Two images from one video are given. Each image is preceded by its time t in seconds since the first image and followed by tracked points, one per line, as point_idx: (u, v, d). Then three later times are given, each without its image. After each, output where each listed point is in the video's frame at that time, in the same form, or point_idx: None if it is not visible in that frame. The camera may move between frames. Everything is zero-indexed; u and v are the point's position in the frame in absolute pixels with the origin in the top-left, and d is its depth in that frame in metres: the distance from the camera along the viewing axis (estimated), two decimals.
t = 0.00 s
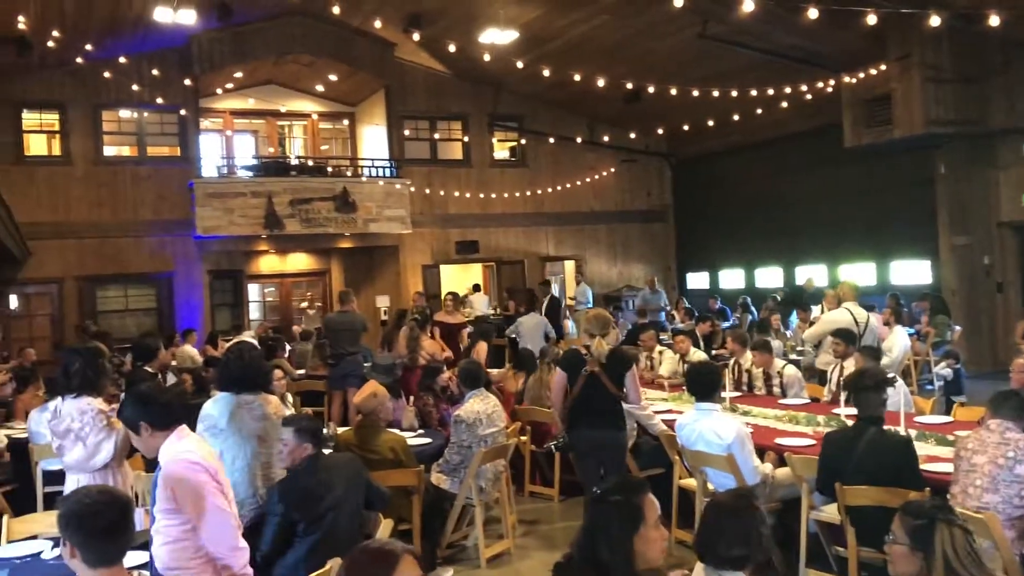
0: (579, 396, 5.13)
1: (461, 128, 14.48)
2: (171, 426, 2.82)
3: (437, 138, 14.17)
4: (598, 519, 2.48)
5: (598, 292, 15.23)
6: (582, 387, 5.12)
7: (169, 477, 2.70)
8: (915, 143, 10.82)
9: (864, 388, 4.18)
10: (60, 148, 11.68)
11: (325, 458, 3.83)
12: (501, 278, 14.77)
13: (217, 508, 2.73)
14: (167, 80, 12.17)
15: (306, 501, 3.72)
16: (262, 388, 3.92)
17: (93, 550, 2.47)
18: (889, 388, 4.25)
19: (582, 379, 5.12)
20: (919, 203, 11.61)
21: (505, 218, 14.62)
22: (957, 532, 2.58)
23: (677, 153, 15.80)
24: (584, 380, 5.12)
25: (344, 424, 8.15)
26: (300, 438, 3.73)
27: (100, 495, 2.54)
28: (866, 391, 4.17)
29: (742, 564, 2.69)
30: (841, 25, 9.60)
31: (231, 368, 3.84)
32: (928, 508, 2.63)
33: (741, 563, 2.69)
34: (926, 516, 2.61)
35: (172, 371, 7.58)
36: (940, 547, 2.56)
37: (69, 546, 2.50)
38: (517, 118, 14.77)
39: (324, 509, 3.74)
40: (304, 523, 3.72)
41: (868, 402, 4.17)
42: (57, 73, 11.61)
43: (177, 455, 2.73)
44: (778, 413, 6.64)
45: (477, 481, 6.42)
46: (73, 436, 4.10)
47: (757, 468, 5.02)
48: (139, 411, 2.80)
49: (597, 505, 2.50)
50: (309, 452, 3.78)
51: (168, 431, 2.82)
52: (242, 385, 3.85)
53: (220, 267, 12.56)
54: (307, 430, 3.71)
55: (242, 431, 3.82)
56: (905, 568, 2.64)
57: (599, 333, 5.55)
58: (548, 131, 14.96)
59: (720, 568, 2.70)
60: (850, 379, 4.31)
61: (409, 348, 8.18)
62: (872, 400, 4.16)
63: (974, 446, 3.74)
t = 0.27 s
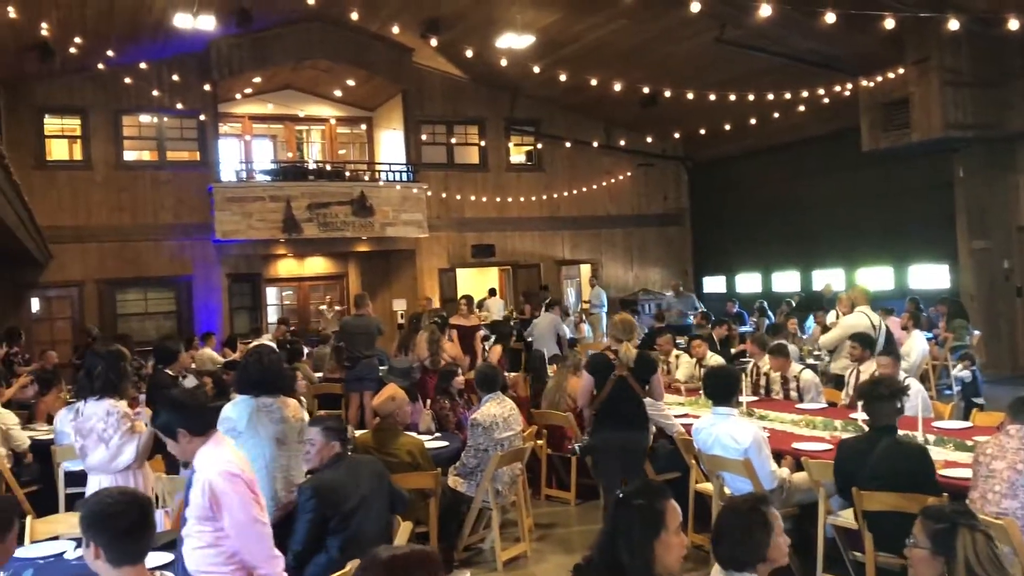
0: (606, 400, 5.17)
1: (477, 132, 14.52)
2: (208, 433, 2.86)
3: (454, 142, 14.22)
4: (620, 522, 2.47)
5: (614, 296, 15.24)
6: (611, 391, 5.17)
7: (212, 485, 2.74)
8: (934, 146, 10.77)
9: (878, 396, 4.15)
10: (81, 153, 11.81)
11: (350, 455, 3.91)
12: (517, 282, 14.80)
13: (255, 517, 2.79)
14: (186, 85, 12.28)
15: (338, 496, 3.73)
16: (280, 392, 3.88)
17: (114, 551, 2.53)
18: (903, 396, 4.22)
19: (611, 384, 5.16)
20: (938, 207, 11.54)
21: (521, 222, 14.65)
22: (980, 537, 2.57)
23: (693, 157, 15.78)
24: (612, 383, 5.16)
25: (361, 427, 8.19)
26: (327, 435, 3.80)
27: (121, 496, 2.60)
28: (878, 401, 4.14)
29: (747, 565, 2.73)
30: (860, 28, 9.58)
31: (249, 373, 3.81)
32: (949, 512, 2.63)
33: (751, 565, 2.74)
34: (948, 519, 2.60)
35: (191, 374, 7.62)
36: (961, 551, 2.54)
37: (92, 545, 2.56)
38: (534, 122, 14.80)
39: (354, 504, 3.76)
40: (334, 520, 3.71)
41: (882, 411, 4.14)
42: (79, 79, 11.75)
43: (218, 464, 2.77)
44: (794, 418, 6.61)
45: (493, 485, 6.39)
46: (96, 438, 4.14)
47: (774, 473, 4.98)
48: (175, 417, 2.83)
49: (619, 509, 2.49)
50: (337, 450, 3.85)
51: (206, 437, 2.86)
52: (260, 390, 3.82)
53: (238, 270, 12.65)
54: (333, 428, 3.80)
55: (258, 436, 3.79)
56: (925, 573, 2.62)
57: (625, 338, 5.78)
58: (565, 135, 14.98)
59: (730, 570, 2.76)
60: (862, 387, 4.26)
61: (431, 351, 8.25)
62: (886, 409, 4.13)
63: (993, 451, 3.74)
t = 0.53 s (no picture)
0: (627, 398, 5.38)
1: (488, 135, 14.55)
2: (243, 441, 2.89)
3: (464, 145, 14.25)
4: (631, 525, 2.47)
5: (624, 299, 15.23)
6: (632, 389, 5.38)
7: (250, 495, 2.78)
8: (946, 149, 10.71)
9: (889, 401, 4.11)
10: (95, 156, 11.90)
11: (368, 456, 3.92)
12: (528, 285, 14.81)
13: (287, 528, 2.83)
14: (199, 89, 12.34)
15: (360, 498, 3.72)
16: (291, 395, 4.07)
17: (129, 551, 2.56)
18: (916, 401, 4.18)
19: (632, 382, 5.36)
20: (950, 209, 11.48)
21: (532, 225, 14.65)
22: (997, 541, 2.52)
23: (704, 159, 15.75)
24: (633, 381, 5.37)
25: (373, 429, 8.22)
26: (346, 439, 3.81)
27: (136, 498, 2.62)
28: (888, 406, 4.12)
29: (759, 567, 2.73)
30: (871, 31, 9.56)
31: (261, 376, 4.00)
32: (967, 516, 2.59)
33: (765, 567, 2.74)
34: (964, 523, 2.56)
35: (204, 376, 7.65)
36: (977, 554, 2.50)
37: (106, 546, 2.58)
38: (545, 125, 14.80)
39: (376, 504, 3.75)
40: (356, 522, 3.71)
41: (891, 416, 4.13)
42: (92, 82, 11.83)
43: (256, 475, 2.80)
44: (806, 421, 6.59)
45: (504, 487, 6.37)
46: (106, 441, 4.17)
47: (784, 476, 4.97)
48: (209, 424, 2.87)
49: (631, 512, 2.49)
50: (356, 453, 3.86)
51: (242, 445, 2.88)
52: (272, 393, 4.00)
53: (250, 273, 12.69)
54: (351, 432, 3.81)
55: (270, 437, 3.97)
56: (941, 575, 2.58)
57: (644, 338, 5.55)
58: (576, 138, 14.99)
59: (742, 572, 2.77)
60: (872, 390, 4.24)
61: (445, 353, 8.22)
62: (897, 414, 4.10)
63: (1005, 455, 3.70)
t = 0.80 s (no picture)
0: (636, 396, 5.44)
1: (496, 136, 14.56)
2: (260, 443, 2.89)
3: (472, 146, 14.26)
4: (645, 525, 2.47)
5: (632, 300, 15.21)
6: (641, 387, 5.43)
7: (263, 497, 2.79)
8: (955, 150, 10.67)
9: (905, 400, 4.09)
10: (103, 157, 11.95)
11: (382, 458, 3.89)
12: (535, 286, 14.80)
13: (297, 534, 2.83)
14: (207, 90, 12.37)
15: (376, 500, 3.71)
16: (298, 395, 4.05)
17: (136, 551, 2.57)
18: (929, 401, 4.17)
19: (641, 380, 5.42)
20: (959, 211, 11.44)
21: (540, 226, 14.65)
22: (1011, 542, 2.48)
23: (712, 161, 15.72)
24: (642, 380, 5.43)
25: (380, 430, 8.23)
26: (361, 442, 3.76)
27: (143, 499, 2.63)
28: (904, 405, 4.10)
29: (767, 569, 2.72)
30: (879, 32, 9.54)
31: (269, 377, 3.99)
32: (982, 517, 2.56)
33: (779, 569, 2.72)
34: (978, 525, 2.54)
35: (211, 376, 7.66)
36: (991, 556, 2.47)
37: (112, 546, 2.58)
38: (552, 126, 14.81)
39: (389, 508, 3.75)
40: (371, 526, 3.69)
41: (906, 417, 4.12)
42: (101, 84, 11.88)
43: (268, 478, 2.80)
44: (815, 422, 6.56)
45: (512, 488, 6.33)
46: (118, 442, 4.18)
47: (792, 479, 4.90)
48: (227, 422, 2.87)
49: (645, 513, 2.49)
50: (369, 454, 3.80)
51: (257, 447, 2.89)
52: (279, 393, 3.99)
53: (259, 274, 12.71)
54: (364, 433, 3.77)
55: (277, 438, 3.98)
56: None
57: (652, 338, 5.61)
58: (583, 139, 14.99)
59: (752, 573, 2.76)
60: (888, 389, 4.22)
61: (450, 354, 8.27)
62: (911, 414, 4.09)
63: (1015, 457, 3.67)
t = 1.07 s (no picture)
0: (639, 397, 5.45)
1: (502, 137, 14.57)
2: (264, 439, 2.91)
3: (478, 147, 14.27)
4: (658, 524, 2.47)
5: (638, 301, 15.21)
6: (645, 387, 5.43)
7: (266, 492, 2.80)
8: (962, 150, 10.63)
9: (923, 398, 4.08)
10: (110, 157, 11.99)
11: (382, 460, 3.91)
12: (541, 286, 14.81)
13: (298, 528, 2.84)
14: (214, 90, 12.41)
15: (379, 502, 3.72)
16: (304, 394, 4.06)
17: (146, 547, 2.58)
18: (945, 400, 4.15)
19: (645, 380, 5.43)
20: (967, 211, 11.41)
21: (546, 226, 14.65)
22: None
23: (718, 161, 15.70)
24: (646, 381, 5.43)
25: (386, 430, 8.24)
26: (363, 443, 3.78)
27: (148, 497, 2.64)
28: (921, 403, 4.08)
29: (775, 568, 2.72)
30: (886, 32, 9.52)
31: (274, 374, 4.00)
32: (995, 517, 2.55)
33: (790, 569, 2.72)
34: (990, 524, 2.53)
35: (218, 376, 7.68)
36: (1005, 556, 2.48)
37: (121, 546, 2.59)
38: (558, 126, 14.81)
39: (391, 511, 3.76)
40: (377, 529, 3.69)
41: (922, 413, 4.09)
42: (108, 84, 11.92)
43: (272, 473, 2.82)
44: (822, 422, 6.54)
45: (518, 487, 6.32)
46: (126, 440, 4.18)
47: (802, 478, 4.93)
48: (236, 415, 2.89)
49: (658, 514, 2.49)
50: (370, 456, 3.81)
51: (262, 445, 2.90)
52: (285, 391, 4.01)
53: (265, 274, 12.74)
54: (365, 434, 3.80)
55: (281, 436, 3.99)
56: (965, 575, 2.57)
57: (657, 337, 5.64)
58: (589, 139, 15.00)
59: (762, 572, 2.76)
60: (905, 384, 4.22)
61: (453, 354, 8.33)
62: (927, 411, 4.07)
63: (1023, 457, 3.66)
